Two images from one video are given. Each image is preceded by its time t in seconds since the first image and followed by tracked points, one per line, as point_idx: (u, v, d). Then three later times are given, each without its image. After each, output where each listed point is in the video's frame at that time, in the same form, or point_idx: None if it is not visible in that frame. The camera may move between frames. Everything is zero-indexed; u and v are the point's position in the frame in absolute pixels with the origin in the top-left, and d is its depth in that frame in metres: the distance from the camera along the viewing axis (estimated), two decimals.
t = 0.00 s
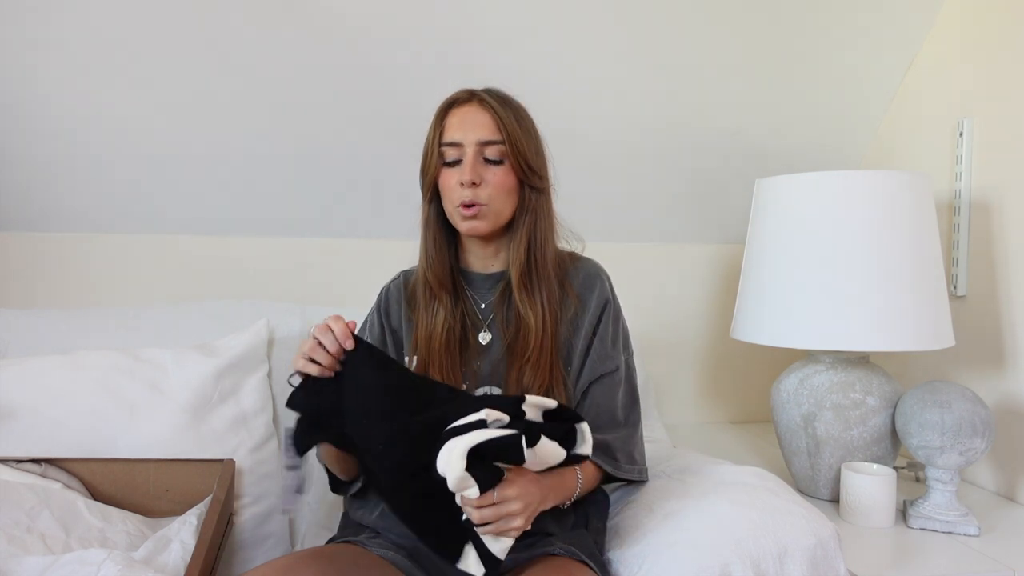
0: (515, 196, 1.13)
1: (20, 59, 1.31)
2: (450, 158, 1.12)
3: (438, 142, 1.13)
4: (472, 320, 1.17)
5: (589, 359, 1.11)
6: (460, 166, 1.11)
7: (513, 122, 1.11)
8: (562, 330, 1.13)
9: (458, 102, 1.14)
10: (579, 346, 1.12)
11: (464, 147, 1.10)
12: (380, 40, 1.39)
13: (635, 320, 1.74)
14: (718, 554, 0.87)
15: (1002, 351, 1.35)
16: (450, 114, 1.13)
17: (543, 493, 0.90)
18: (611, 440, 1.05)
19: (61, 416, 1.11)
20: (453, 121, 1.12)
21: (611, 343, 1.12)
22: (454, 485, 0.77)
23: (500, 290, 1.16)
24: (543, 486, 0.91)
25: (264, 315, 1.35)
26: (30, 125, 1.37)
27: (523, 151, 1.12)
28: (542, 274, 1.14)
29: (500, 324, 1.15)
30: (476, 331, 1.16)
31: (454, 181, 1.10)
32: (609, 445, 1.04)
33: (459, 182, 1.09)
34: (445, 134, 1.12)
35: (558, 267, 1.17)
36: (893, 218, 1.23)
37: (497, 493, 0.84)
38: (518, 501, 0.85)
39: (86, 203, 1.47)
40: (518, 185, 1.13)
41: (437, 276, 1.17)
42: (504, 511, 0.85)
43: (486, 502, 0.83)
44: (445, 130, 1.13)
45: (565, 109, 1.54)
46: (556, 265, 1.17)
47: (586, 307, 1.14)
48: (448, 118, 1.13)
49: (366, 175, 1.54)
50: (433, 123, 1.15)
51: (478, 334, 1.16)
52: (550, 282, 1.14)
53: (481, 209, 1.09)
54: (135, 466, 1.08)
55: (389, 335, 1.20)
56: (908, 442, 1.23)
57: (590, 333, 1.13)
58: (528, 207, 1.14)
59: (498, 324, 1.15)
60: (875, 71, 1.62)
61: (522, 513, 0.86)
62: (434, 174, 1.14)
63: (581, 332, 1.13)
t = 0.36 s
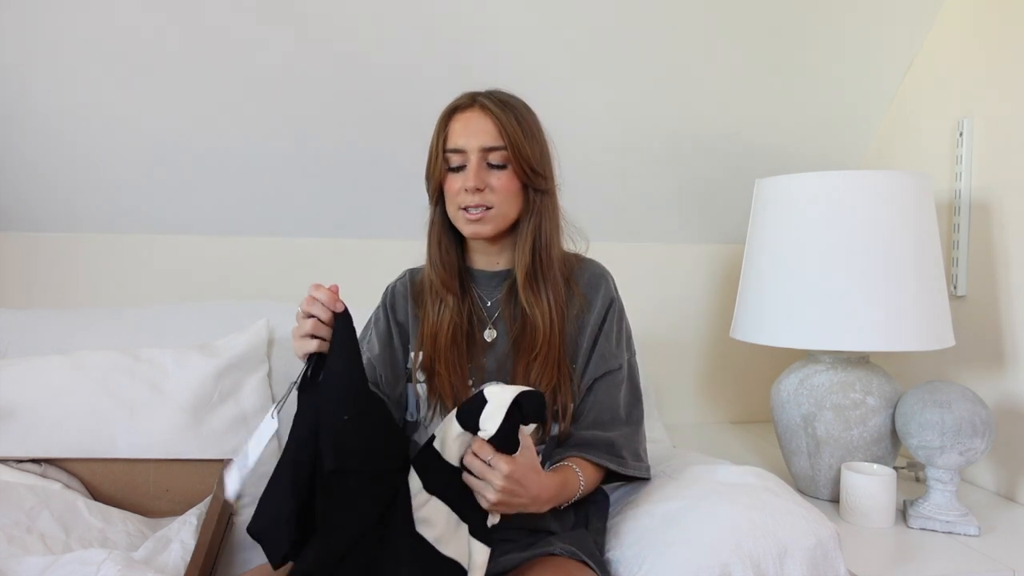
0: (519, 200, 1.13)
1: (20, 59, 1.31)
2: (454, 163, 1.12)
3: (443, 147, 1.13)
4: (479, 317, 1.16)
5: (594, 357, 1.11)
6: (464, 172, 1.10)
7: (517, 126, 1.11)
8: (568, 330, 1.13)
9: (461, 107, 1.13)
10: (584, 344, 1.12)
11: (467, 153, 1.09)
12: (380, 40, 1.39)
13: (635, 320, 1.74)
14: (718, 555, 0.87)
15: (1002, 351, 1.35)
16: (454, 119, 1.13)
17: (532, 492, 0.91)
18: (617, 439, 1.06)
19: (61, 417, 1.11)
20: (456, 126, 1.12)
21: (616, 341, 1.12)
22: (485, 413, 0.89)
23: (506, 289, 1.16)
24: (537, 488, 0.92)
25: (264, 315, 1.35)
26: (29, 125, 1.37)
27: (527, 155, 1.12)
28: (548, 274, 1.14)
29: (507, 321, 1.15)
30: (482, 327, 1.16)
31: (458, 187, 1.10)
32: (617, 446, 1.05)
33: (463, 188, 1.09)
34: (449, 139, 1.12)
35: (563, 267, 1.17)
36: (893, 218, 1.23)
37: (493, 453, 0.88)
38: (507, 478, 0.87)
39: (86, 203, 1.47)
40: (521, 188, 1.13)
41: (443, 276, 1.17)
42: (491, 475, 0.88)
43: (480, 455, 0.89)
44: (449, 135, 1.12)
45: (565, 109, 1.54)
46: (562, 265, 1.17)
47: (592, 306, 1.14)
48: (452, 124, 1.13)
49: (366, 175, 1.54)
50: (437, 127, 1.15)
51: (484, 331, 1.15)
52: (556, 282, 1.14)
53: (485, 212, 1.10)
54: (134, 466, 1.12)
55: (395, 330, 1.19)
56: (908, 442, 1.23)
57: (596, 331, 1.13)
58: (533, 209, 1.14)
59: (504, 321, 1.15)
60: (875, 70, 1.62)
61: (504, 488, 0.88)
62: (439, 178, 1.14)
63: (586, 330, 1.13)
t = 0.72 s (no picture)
0: (519, 197, 1.13)
1: (20, 59, 1.31)
2: (455, 159, 1.12)
3: (444, 144, 1.13)
4: (477, 317, 1.17)
5: (593, 357, 1.11)
6: (465, 167, 1.10)
7: (518, 123, 1.11)
8: (566, 329, 1.13)
9: (462, 103, 1.13)
10: (584, 344, 1.12)
11: (469, 148, 1.09)
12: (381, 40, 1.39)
13: (635, 319, 1.74)
14: (718, 555, 0.88)
15: (1002, 351, 1.35)
16: (455, 115, 1.13)
17: (550, 498, 0.88)
18: (622, 439, 1.04)
19: (61, 417, 1.11)
20: (458, 122, 1.11)
21: (617, 341, 1.12)
22: (519, 405, 0.86)
23: (505, 289, 1.16)
24: (556, 494, 0.88)
25: (264, 314, 1.36)
26: (28, 126, 1.37)
27: (527, 152, 1.12)
28: (546, 273, 1.14)
29: (505, 322, 1.16)
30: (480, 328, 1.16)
31: (458, 183, 1.10)
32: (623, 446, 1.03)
33: (464, 183, 1.09)
34: (450, 136, 1.11)
35: (563, 266, 1.17)
36: (893, 219, 1.23)
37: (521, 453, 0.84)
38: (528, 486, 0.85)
39: (87, 204, 1.47)
40: (521, 185, 1.13)
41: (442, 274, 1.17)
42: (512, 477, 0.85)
43: (507, 448, 0.85)
44: (449, 131, 1.12)
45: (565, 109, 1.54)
46: (561, 264, 1.17)
47: (591, 306, 1.14)
48: (454, 119, 1.12)
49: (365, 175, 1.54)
50: (438, 124, 1.15)
51: (482, 330, 1.16)
52: (554, 281, 1.14)
53: (486, 209, 1.10)
54: (135, 466, 1.08)
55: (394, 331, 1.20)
56: (908, 442, 1.23)
57: (596, 331, 1.12)
58: (533, 207, 1.14)
59: (502, 323, 1.16)
60: (875, 70, 1.62)
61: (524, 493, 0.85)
62: (439, 175, 1.14)
63: (586, 330, 1.13)
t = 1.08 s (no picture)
0: (522, 197, 1.13)
1: (20, 60, 1.31)
2: (459, 157, 1.12)
3: (447, 141, 1.13)
4: (476, 317, 1.17)
5: (593, 358, 1.11)
6: (469, 165, 1.10)
7: (521, 121, 1.11)
8: (566, 330, 1.13)
9: (467, 102, 1.13)
10: (583, 345, 1.12)
11: (473, 147, 1.10)
12: (381, 40, 1.39)
13: (635, 319, 1.74)
14: (718, 555, 0.88)
15: (1002, 352, 1.35)
16: (459, 113, 1.13)
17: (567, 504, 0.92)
18: (619, 441, 1.05)
19: (61, 417, 1.11)
20: (462, 120, 1.11)
21: (616, 342, 1.12)
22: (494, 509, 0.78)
23: (505, 289, 1.17)
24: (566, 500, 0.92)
25: (264, 314, 1.36)
26: (28, 126, 1.37)
27: (530, 151, 1.12)
28: (547, 273, 1.14)
29: (505, 323, 1.16)
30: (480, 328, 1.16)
31: (461, 181, 1.10)
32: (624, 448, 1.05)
33: (467, 181, 1.09)
34: (454, 134, 1.11)
35: (563, 266, 1.17)
36: (893, 218, 1.23)
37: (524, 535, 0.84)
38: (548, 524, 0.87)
39: (87, 204, 1.47)
40: (524, 185, 1.13)
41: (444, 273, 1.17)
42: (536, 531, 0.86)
43: (520, 539, 0.82)
44: (453, 129, 1.12)
45: (564, 109, 1.54)
46: (562, 265, 1.17)
47: (592, 308, 1.14)
48: (458, 117, 1.12)
49: (365, 175, 1.54)
50: (441, 122, 1.14)
51: (481, 332, 1.16)
52: (555, 281, 1.14)
53: (489, 208, 1.10)
54: (135, 466, 1.08)
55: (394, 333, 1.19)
56: (908, 442, 1.23)
57: (596, 332, 1.13)
58: (535, 207, 1.14)
59: (502, 324, 1.16)
60: (875, 70, 1.62)
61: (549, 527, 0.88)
62: (442, 173, 1.14)
63: (586, 331, 1.13)
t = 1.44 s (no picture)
0: (524, 198, 1.13)
1: (20, 59, 1.31)
2: (461, 158, 1.12)
3: (449, 141, 1.12)
4: (476, 318, 1.17)
5: (591, 358, 1.11)
6: (471, 166, 1.10)
7: (523, 122, 1.11)
8: (566, 330, 1.13)
9: (470, 102, 1.13)
10: (583, 345, 1.12)
11: (475, 147, 1.09)
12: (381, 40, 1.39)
13: (635, 319, 1.74)
14: (718, 555, 0.87)
15: (1002, 352, 1.35)
16: (461, 113, 1.13)
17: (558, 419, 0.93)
18: (607, 428, 1.05)
19: (61, 417, 1.11)
20: (465, 121, 1.11)
21: (616, 342, 1.12)
22: None
23: (505, 290, 1.17)
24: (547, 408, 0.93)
25: (264, 314, 1.35)
26: (28, 125, 1.37)
27: (532, 151, 1.12)
28: (548, 274, 1.14)
29: (504, 322, 1.16)
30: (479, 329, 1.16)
31: (464, 180, 1.09)
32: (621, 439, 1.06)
33: (469, 181, 1.08)
34: (456, 134, 1.11)
35: (564, 267, 1.17)
36: (894, 219, 1.23)
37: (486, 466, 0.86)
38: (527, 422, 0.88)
39: (87, 204, 1.47)
40: (526, 186, 1.13)
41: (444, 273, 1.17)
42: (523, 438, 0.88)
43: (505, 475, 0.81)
44: (455, 129, 1.12)
45: (565, 109, 1.54)
46: (562, 266, 1.17)
47: (592, 309, 1.14)
48: (461, 117, 1.12)
49: (365, 175, 1.54)
50: (443, 122, 1.14)
51: (481, 333, 1.16)
52: (556, 282, 1.14)
53: (491, 209, 1.10)
54: (134, 465, 1.08)
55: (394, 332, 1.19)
56: (908, 442, 1.23)
57: (596, 331, 1.13)
58: (536, 208, 1.14)
59: (502, 324, 1.16)
60: (875, 71, 1.62)
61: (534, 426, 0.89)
62: (444, 173, 1.14)
63: (586, 331, 1.13)
